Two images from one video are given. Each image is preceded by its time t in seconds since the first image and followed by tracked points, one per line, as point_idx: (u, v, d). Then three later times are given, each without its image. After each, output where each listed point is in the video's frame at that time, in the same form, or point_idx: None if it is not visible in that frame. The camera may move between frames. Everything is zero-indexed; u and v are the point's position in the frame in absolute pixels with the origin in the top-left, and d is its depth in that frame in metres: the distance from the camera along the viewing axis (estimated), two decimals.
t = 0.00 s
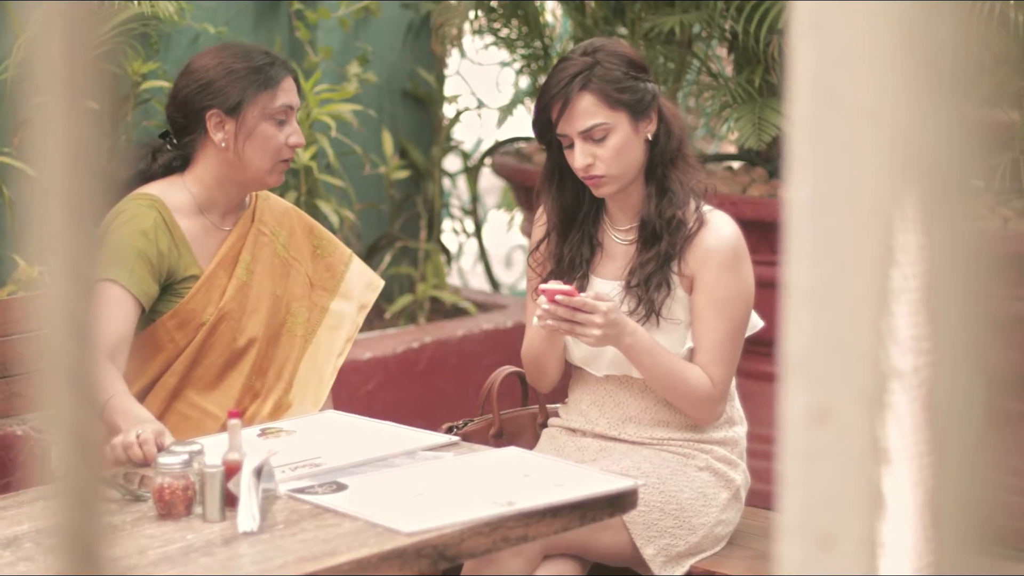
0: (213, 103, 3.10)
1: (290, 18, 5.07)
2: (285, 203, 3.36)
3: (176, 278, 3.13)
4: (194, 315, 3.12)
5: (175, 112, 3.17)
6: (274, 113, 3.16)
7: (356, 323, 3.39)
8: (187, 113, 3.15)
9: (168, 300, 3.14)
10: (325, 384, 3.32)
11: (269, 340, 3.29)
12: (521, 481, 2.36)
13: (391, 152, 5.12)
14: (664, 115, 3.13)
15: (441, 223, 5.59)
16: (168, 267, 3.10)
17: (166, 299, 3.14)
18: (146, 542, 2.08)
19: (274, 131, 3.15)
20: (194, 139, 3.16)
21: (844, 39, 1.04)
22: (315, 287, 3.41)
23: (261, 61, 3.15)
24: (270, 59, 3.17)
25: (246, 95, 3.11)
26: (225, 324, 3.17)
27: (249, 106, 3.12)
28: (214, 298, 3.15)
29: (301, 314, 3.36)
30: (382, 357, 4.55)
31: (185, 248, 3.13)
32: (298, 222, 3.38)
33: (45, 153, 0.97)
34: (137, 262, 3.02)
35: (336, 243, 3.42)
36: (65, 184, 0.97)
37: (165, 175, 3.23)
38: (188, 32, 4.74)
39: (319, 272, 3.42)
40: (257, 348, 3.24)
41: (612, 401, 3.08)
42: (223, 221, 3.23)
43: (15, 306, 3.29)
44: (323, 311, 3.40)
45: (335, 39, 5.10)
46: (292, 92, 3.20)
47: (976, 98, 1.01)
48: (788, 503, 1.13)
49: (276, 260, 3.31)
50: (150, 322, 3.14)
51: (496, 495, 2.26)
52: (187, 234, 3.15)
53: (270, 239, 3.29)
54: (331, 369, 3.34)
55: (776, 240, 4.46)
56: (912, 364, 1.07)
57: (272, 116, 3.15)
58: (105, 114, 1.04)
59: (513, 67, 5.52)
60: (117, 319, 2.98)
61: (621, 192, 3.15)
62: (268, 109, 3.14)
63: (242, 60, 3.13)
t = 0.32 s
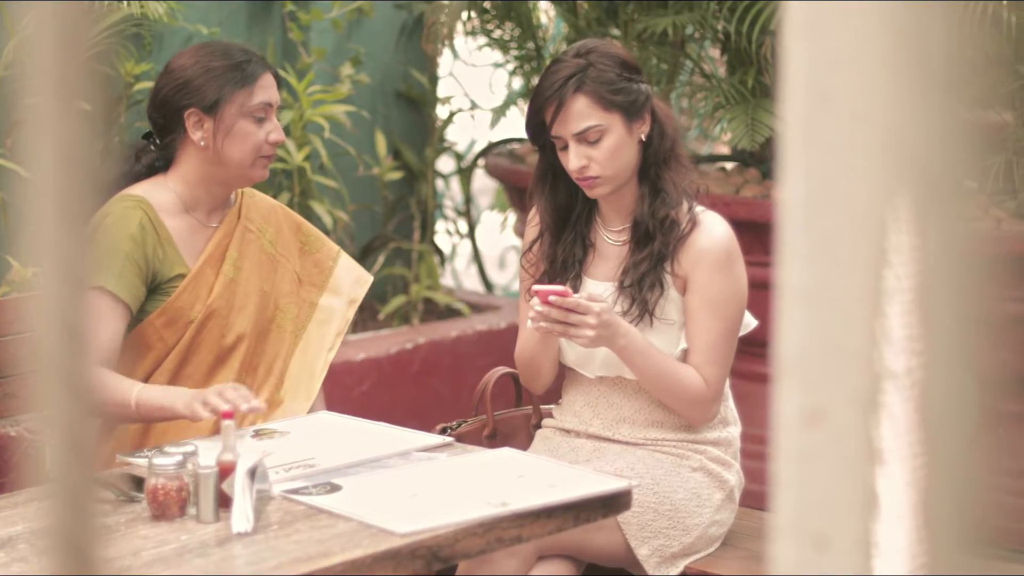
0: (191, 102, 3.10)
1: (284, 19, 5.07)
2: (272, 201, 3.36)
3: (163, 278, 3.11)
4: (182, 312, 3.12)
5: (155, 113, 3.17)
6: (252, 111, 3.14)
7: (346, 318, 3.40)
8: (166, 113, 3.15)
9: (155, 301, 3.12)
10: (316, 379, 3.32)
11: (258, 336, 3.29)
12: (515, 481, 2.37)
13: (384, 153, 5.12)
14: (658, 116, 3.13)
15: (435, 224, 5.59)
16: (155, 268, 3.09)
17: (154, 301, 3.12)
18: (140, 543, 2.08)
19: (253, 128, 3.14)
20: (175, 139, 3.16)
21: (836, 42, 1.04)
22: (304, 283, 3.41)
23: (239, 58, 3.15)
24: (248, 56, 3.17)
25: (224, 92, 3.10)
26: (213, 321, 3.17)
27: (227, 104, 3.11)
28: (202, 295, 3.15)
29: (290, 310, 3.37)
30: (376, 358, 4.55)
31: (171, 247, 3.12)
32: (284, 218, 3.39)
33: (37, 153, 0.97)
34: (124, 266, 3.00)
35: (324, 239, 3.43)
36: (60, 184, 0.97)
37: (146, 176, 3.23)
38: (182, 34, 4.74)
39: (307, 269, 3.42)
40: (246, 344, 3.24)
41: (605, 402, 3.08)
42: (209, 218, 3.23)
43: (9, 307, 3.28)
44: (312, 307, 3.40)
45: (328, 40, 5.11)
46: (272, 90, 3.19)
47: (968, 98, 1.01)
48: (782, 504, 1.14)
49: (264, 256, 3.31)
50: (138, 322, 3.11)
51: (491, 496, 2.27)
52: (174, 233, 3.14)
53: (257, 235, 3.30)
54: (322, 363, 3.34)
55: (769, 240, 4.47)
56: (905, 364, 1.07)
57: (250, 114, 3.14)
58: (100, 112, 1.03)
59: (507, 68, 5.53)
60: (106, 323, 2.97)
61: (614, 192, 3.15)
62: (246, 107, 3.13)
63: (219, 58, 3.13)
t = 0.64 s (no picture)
0: (182, 102, 3.10)
1: (285, 17, 5.07)
2: (264, 196, 3.37)
3: (166, 279, 3.11)
4: (184, 310, 3.10)
5: (145, 115, 3.17)
6: (243, 107, 3.16)
7: (341, 312, 3.39)
8: (157, 114, 3.14)
9: (158, 300, 3.11)
10: (314, 373, 3.31)
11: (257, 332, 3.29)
12: (517, 478, 2.36)
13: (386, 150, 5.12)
14: (660, 113, 3.13)
15: (437, 221, 5.59)
16: (157, 269, 3.09)
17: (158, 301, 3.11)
18: (142, 540, 2.08)
19: (244, 123, 3.16)
20: (168, 139, 3.16)
21: (837, 40, 1.04)
22: (298, 278, 3.42)
23: (228, 54, 3.15)
24: (236, 50, 3.17)
25: (215, 90, 3.11)
26: (214, 318, 3.16)
27: (218, 101, 3.12)
28: (202, 292, 3.14)
29: (287, 305, 3.36)
30: (379, 355, 4.55)
31: (172, 247, 3.11)
32: (277, 213, 3.41)
33: (39, 151, 0.97)
34: (129, 271, 3.00)
35: (315, 234, 3.44)
36: (62, 181, 0.97)
37: (141, 176, 3.24)
38: (183, 31, 4.74)
39: (300, 264, 3.43)
40: (245, 340, 3.23)
41: (608, 399, 3.08)
42: (203, 216, 3.23)
43: (11, 304, 3.28)
44: (307, 302, 3.41)
45: (330, 37, 5.11)
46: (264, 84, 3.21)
47: (968, 97, 1.02)
48: (784, 502, 1.13)
49: (260, 252, 3.31)
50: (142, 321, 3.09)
51: (493, 492, 2.27)
52: (172, 232, 3.14)
53: (252, 231, 3.29)
54: (319, 356, 3.34)
55: (771, 237, 4.48)
56: (906, 361, 1.07)
57: (244, 109, 3.16)
58: (101, 111, 1.03)
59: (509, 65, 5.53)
60: (116, 329, 3.00)
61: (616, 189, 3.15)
62: (236, 104, 3.15)
63: (208, 55, 3.12)
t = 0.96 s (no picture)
0: (192, 107, 3.10)
1: (292, 12, 5.07)
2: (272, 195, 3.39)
3: (183, 272, 3.12)
4: (198, 305, 3.11)
5: (154, 117, 3.17)
6: (252, 105, 3.15)
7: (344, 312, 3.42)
8: (166, 119, 3.14)
9: (174, 294, 3.12)
10: (316, 371, 3.32)
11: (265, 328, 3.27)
12: (524, 473, 2.36)
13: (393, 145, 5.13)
14: (667, 109, 3.13)
15: (444, 216, 5.59)
16: (174, 263, 3.10)
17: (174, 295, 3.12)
18: (150, 534, 2.08)
19: (254, 120, 3.15)
20: (179, 141, 3.17)
21: (846, 37, 1.03)
22: (301, 277, 3.44)
23: (232, 51, 3.13)
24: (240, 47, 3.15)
25: (224, 90, 3.11)
26: (228, 313, 3.17)
27: (227, 102, 3.11)
28: (217, 289, 3.15)
29: (293, 303, 3.37)
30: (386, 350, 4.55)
31: (188, 242, 3.13)
32: (283, 214, 3.42)
33: (48, 146, 0.97)
34: (147, 264, 3.01)
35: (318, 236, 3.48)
36: (73, 176, 0.97)
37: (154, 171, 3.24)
38: (190, 26, 4.74)
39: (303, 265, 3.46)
40: (255, 337, 3.23)
41: (615, 394, 3.08)
42: (217, 210, 3.24)
43: (18, 299, 3.28)
44: (310, 301, 3.42)
45: (337, 32, 5.11)
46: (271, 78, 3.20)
47: (975, 93, 1.03)
48: (791, 497, 1.13)
49: (271, 249, 3.31)
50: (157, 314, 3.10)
51: (501, 488, 2.27)
52: (187, 227, 3.14)
53: (262, 228, 3.29)
54: (321, 355, 3.35)
55: (779, 232, 4.47)
56: (914, 356, 1.07)
57: (253, 108, 3.15)
58: (109, 106, 1.03)
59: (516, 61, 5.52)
60: (134, 323, 3.00)
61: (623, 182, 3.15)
62: (245, 102, 3.14)
63: (212, 56, 3.11)
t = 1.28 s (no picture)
0: (233, 93, 3.09)
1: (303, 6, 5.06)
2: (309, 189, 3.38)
3: (219, 269, 3.11)
4: (230, 304, 3.11)
5: (193, 111, 3.15)
6: (292, 91, 3.15)
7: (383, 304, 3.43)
8: (207, 110, 3.13)
9: (208, 290, 3.11)
10: (349, 367, 3.35)
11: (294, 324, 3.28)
12: (534, 467, 2.36)
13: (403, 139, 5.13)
14: (677, 102, 3.12)
15: (454, 209, 5.60)
16: (211, 261, 3.09)
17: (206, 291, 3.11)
18: (159, 528, 2.08)
19: (296, 107, 3.15)
20: (218, 132, 3.15)
21: (856, 29, 1.03)
22: (338, 265, 3.43)
23: (266, 40, 3.14)
24: (275, 37, 3.16)
25: (262, 76, 3.10)
26: (260, 311, 3.17)
27: (267, 88, 3.11)
28: (250, 287, 3.15)
29: (323, 297, 3.38)
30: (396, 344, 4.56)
31: (227, 240, 3.12)
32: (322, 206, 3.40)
33: (56, 140, 0.97)
34: (186, 259, 3.00)
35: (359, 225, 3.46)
36: (81, 169, 0.96)
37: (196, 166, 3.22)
38: (199, 20, 4.74)
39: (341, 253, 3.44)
40: (284, 332, 3.25)
41: (625, 387, 3.06)
42: (254, 208, 3.22)
43: (28, 293, 3.28)
44: (348, 291, 3.43)
45: (347, 25, 5.12)
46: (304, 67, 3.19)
47: (986, 86, 1.02)
48: (801, 490, 1.12)
49: (303, 245, 3.32)
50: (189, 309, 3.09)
51: (511, 481, 2.27)
52: (228, 222, 3.14)
53: (295, 224, 3.30)
54: (355, 350, 3.37)
55: (789, 226, 4.46)
56: (924, 350, 1.06)
57: (293, 93, 3.15)
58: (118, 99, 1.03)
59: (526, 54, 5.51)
60: (168, 316, 2.99)
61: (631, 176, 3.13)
62: (286, 88, 3.14)
63: (249, 44, 3.12)
